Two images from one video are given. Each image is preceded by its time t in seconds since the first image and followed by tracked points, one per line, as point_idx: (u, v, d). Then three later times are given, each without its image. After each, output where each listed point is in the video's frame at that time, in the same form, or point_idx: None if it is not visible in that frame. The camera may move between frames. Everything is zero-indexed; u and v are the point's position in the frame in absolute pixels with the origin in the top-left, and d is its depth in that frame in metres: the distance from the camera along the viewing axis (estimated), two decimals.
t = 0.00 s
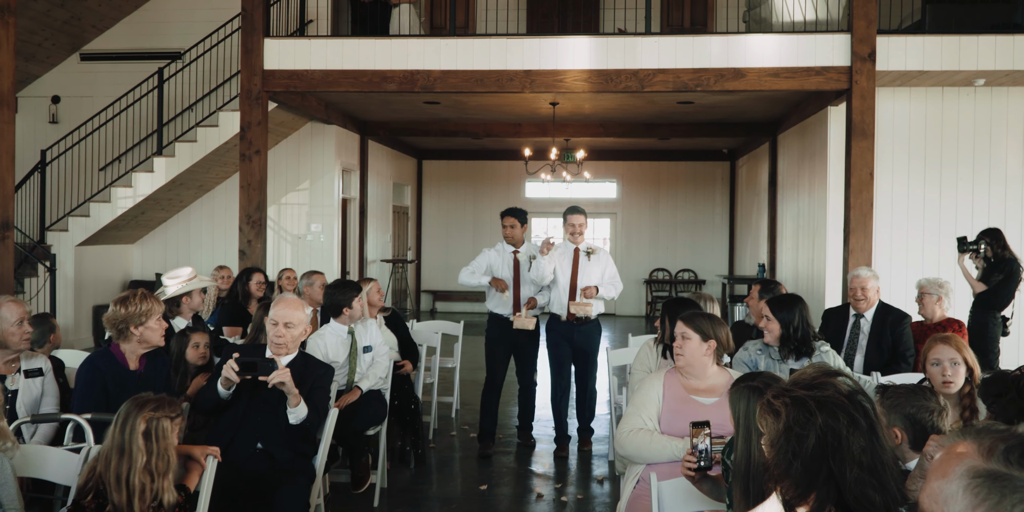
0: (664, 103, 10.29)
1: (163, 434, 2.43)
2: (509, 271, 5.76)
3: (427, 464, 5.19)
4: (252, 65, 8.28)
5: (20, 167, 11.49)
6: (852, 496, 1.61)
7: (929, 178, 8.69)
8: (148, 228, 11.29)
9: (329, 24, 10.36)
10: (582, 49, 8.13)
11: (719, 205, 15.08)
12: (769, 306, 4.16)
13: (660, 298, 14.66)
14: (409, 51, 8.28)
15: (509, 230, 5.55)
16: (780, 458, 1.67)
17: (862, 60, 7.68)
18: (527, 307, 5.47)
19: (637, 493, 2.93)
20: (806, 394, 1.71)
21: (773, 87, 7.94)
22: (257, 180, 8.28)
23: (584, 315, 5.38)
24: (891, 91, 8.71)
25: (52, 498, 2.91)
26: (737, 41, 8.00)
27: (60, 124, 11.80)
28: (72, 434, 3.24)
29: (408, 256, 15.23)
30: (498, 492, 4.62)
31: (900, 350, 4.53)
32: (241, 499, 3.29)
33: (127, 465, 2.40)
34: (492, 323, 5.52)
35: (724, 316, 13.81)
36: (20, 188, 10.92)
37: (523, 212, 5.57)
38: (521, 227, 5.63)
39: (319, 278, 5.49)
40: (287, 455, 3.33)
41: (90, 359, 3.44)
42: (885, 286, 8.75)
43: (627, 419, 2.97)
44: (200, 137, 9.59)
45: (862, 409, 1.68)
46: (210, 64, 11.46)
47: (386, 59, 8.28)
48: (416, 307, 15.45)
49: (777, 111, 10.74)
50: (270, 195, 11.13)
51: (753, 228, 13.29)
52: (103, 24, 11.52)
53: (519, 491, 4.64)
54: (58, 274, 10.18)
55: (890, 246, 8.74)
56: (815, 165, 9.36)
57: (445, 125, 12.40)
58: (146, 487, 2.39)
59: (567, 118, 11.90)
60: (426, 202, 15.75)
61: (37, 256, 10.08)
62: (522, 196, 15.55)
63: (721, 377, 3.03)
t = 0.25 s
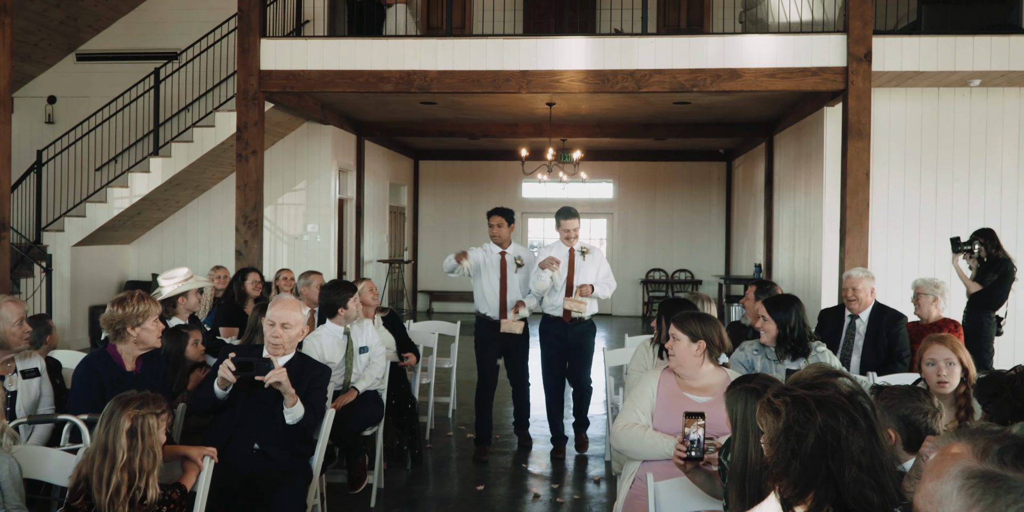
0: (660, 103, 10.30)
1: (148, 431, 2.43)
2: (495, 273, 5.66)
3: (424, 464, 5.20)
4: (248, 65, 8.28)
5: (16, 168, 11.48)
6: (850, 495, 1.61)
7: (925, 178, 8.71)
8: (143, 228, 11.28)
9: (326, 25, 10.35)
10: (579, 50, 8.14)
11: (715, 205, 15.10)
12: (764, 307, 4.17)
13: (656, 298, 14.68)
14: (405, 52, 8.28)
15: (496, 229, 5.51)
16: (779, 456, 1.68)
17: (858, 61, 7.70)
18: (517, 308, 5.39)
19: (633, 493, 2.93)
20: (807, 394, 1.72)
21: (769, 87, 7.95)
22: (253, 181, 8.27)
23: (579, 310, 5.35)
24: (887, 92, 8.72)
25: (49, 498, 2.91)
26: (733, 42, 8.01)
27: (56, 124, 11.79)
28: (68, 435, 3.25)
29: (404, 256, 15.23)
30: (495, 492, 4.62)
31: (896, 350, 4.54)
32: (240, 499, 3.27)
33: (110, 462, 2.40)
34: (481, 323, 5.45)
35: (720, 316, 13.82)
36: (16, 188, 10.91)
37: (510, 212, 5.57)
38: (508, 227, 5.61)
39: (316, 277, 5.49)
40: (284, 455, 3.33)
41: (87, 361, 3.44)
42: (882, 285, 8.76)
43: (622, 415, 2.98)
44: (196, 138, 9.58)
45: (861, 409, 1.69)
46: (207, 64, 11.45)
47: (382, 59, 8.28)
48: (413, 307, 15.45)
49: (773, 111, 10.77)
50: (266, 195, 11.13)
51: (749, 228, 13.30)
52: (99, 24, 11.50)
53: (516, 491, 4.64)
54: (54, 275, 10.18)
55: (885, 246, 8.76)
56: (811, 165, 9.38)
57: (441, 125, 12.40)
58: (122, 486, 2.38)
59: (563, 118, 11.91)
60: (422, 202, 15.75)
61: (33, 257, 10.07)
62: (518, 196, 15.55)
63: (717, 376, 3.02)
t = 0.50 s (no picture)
0: (657, 104, 10.31)
1: (144, 431, 2.43)
2: (485, 269, 5.65)
3: (420, 464, 5.20)
4: (245, 65, 8.28)
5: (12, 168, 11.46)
6: (847, 496, 1.62)
7: (921, 178, 8.72)
8: (140, 229, 11.26)
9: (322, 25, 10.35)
10: (575, 50, 8.14)
11: (712, 205, 15.11)
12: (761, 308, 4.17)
13: (653, 298, 14.68)
14: (402, 52, 8.27)
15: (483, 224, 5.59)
16: (778, 457, 1.68)
17: (854, 61, 7.71)
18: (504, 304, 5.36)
19: (626, 493, 2.94)
20: (806, 395, 1.72)
21: (766, 87, 7.96)
22: (250, 181, 8.27)
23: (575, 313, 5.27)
24: (883, 92, 8.73)
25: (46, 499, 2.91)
26: (729, 42, 8.02)
27: (52, 124, 11.77)
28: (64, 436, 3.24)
29: (401, 256, 15.22)
30: (491, 492, 4.63)
31: (892, 350, 4.54)
32: (237, 500, 3.27)
33: (107, 462, 2.41)
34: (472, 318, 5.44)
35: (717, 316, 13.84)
36: (12, 189, 10.89)
37: (497, 210, 5.69)
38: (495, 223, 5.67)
39: (314, 278, 5.48)
40: (281, 455, 3.33)
41: (83, 362, 3.45)
42: (878, 285, 8.77)
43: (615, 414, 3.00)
44: (193, 138, 9.57)
45: (860, 411, 1.69)
46: (203, 64, 11.44)
47: (379, 59, 8.28)
48: (410, 307, 15.44)
49: (769, 111, 10.77)
50: (263, 195, 11.12)
51: (745, 228, 13.31)
52: (96, 24, 11.49)
53: (513, 491, 4.65)
54: (51, 275, 10.16)
55: (882, 246, 8.77)
56: (808, 166, 9.39)
57: (438, 125, 12.39)
58: (122, 485, 2.38)
59: (560, 118, 11.91)
60: (419, 202, 15.73)
61: (29, 257, 10.05)
62: (515, 196, 15.55)
63: (715, 379, 3.00)
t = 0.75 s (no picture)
0: (655, 104, 10.31)
1: (147, 431, 2.42)
2: (477, 274, 5.65)
3: (418, 464, 5.20)
4: (242, 64, 8.27)
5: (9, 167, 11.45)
6: (847, 497, 1.62)
7: (918, 179, 8.73)
8: (137, 228, 11.24)
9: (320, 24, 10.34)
10: (573, 51, 8.14)
11: (709, 206, 15.11)
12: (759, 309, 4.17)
13: (650, 298, 14.69)
14: (400, 52, 8.27)
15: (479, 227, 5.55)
16: (777, 457, 1.69)
17: (852, 62, 7.72)
18: (498, 306, 5.33)
19: (620, 491, 2.94)
20: (806, 395, 1.73)
21: (763, 88, 7.97)
22: (248, 181, 8.25)
23: (573, 320, 5.19)
24: (880, 93, 8.74)
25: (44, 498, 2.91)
26: (727, 43, 8.02)
27: (49, 123, 11.76)
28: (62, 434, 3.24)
29: (399, 256, 15.21)
30: (489, 493, 4.63)
31: (889, 351, 4.54)
32: (235, 499, 3.27)
33: (109, 462, 2.40)
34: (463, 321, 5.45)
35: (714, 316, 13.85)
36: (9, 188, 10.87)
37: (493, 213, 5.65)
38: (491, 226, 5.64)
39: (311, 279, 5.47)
40: (279, 455, 3.33)
41: (81, 361, 3.45)
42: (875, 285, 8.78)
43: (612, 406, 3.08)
44: (190, 137, 9.56)
45: (859, 410, 1.69)
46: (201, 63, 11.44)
47: (377, 59, 8.27)
48: (407, 307, 15.44)
49: (767, 112, 10.78)
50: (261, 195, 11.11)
51: (743, 229, 13.32)
52: (93, 23, 11.48)
53: (510, 492, 4.65)
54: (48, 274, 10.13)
55: (879, 247, 8.78)
56: (805, 166, 9.40)
57: (436, 125, 12.39)
58: (124, 486, 2.39)
59: (558, 119, 11.91)
60: (416, 202, 15.72)
61: (26, 256, 10.03)
62: (513, 196, 15.55)
63: (716, 382, 2.97)
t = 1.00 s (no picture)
0: (679, 101, 10.28)
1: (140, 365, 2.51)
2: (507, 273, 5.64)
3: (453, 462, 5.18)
4: (269, 62, 8.29)
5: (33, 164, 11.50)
6: None
7: (946, 175, 8.67)
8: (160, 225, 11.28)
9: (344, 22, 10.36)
10: (600, 47, 8.13)
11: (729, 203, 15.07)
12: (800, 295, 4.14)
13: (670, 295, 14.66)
14: (426, 49, 8.27)
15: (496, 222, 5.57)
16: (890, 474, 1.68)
17: (880, 58, 7.68)
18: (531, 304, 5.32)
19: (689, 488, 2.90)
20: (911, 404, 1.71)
21: (791, 85, 7.94)
22: (275, 177, 8.26)
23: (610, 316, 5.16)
24: (908, 90, 8.69)
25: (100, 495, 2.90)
26: (754, 40, 8.00)
27: (73, 121, 11.81)
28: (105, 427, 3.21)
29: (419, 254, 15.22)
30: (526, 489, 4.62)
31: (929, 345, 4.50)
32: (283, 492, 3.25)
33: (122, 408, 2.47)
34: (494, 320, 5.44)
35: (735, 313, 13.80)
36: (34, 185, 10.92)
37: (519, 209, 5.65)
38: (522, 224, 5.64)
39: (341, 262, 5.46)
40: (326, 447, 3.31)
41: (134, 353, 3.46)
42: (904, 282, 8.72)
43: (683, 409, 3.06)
44: (215, 134, 9.58)
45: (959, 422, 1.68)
46: (224, 61, 11.48)
47: (403, 56, 8.27)
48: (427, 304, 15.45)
49: (790, 109, 10.74)
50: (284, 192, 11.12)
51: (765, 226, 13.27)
52: (116, 21, 11.52)
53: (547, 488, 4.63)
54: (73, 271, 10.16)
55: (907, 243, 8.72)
56: (831, 162, 9.35)
57: (457, 122, 12.39)
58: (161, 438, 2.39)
59: (580, 115, 11.89)
60: (435, 199, 15.72)
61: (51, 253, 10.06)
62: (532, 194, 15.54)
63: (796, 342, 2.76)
